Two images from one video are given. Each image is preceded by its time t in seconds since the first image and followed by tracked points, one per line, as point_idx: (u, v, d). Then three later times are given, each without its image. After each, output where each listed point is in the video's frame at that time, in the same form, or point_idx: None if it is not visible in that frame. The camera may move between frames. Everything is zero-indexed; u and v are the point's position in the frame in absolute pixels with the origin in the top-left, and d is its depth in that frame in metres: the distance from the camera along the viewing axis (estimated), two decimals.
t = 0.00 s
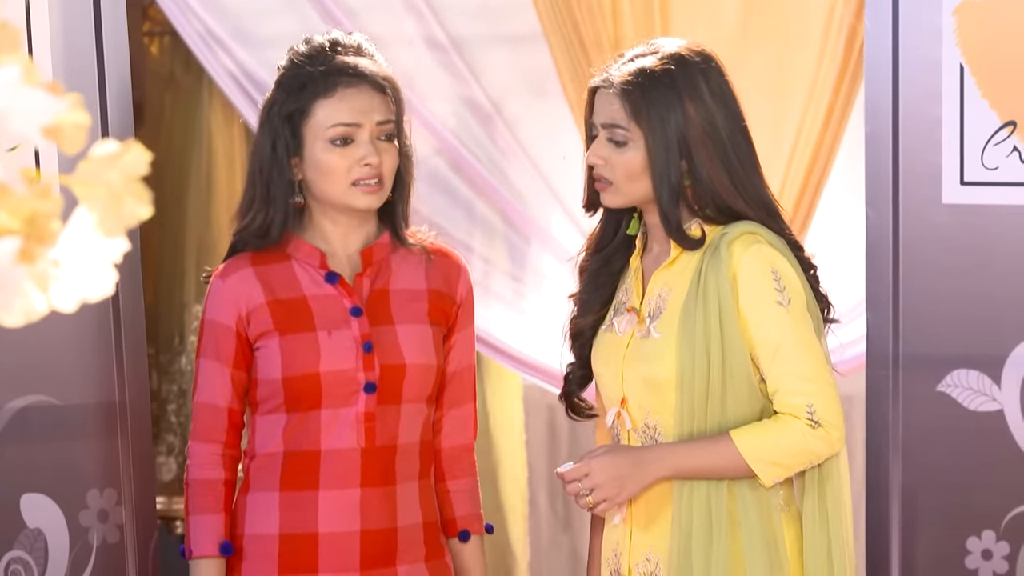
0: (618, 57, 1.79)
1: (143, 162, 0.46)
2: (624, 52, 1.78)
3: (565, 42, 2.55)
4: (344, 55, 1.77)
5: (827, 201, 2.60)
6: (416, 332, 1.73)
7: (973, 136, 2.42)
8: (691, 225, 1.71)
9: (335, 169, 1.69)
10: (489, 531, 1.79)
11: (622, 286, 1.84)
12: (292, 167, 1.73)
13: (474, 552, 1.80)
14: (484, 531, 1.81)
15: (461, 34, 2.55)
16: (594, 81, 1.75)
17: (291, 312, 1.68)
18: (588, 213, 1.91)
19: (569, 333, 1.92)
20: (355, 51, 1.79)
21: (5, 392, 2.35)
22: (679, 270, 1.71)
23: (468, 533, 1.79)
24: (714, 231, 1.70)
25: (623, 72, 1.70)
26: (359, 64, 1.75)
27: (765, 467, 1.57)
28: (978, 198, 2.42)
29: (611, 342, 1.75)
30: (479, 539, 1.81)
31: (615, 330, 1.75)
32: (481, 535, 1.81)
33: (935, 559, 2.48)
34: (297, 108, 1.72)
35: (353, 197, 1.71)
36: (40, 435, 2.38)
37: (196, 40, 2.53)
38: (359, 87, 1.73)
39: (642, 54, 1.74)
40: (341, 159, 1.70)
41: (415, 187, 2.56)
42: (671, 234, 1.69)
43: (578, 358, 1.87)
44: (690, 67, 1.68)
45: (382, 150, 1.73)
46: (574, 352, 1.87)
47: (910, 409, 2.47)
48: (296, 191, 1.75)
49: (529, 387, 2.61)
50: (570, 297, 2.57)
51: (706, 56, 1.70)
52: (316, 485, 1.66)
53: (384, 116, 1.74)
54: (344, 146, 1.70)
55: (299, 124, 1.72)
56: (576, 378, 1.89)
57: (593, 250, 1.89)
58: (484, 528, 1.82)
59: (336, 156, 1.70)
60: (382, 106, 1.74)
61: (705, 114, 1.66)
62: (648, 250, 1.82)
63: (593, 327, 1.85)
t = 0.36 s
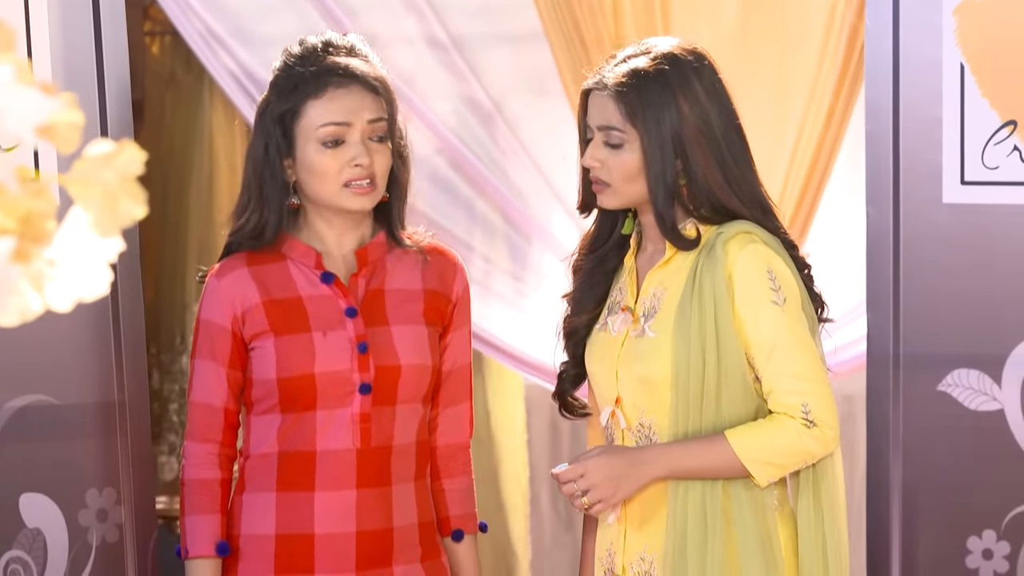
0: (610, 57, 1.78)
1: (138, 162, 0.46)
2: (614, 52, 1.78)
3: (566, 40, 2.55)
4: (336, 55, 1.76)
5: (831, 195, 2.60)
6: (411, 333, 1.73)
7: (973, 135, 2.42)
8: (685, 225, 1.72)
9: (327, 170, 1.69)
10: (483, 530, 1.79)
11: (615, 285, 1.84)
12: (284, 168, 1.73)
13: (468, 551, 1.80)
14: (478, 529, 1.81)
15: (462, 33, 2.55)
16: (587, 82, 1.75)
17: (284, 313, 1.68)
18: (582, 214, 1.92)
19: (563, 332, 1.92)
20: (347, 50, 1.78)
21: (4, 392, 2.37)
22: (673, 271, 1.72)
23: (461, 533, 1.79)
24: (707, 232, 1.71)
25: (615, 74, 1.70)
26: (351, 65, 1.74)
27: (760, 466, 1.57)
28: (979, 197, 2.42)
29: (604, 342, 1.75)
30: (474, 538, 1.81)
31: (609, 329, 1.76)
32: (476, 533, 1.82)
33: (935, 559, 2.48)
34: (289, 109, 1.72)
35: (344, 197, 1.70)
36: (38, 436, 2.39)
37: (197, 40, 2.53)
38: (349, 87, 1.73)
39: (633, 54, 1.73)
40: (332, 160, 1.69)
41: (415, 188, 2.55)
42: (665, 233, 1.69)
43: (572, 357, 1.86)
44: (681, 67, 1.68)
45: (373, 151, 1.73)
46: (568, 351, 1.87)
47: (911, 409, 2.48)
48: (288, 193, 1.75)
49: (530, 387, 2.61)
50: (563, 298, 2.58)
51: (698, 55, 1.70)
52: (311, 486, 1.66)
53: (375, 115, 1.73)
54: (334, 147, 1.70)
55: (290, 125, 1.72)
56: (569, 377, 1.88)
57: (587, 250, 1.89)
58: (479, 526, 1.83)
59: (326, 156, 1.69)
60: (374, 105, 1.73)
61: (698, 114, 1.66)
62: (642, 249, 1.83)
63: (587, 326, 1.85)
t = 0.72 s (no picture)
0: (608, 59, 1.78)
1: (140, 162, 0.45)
2: (611, 54, 1.77)
3: (574, 41, 2.55)
4: (333, 58, 1.76)
5: (838, 198, 2.58)
6: (414, 333, 1.72)
7: (980, 135, 2.42)
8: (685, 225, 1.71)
9: (314, 175, 1.69)
10: (489, 529, 1.79)
11: (613, 285, 1.83)
12: (281, 172, 1.74)
13: (473, 551, 1.81)
14: (485, 528, 1.81)
15: (469, 34, 2.55)
16: (585, 85, 1.75)
17: (287, 314, 1.68)
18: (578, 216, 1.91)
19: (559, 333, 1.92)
20: (343, 51, 1.78)
21: (10, 391, 2.36)
22: (674, 271, 1.71)
23: (466, 532, 1.79)
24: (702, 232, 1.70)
25: (616, 74, 1.70)
26: (340, 67, 1.73)
27: (763, 467, 1.57)
28: (986, 197, 2.42)
29: (603, 342, 1.75)
30: (480, 538, 1.82)
31: (608, 330, 1.75)
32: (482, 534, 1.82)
33: (943, 559, 2.47)
34: (282, 113, 1.73)
35: (332, 203, 1.70)
36: (44, 436, 2.39)
37: (203, 39, 2.54)
38: (337, 91, 1.72)
39: (625, 57, 1.73)
40: (318, 165, 1.69)
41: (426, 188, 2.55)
42: (667, 236, 1.69)
43: (568, 358, 1.87)
44: (669, 69, 1.67)
45: (359, 155, 1.72)
46: (565, 351, 1.87)
47: (918, 409, 2.47)
48: (286, 194, 1.75)
49: (538, 386, 2.61)
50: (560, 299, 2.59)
51: (697, 55, 1.71)
52: (315, 486, 1.66)
53: (360, 118, 1.72)
54: (317, 153, 1.70)
55: (284, 128, 1.73)
56: (568, 377, 1.88)
57: (584, 251, 1.89)
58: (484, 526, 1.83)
59: (310, 162, 1.70)
60: (359, 109, 1.72)
61: (699, 113, 1.67)
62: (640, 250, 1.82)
63: (584, 327, 1.85)
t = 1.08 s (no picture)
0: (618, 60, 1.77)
1: (155, 163, 0.44)
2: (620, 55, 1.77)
3: (595, 46, 2.55)
4: (343, 61, 1.74)
5: (859, 197, 2.58)
6: (429, 334, 1.72)
7: (1000, 135, 2.40)
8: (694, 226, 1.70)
9: (320, 178, 1.69)
10: (516, 531, 1.77)
11: (623, 287, 1.82)
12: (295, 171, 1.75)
13: (501, 554, 1.79)
14: (512, 530, 1.80)
15: (490, 35, 2.55)
16: (596, 88, 1.75)
17: (301, 316, 1.69)
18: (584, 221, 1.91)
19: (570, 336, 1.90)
20: (358, 51, 1.76)
21: (26, 392, 2.38)
22: (684, 271, 1.71)
23: (491, 535, 1.78)
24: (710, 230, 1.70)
25: (633, 74, 1.68)
26: (347, 70, 1.72)
27: (775, 467, 1.56)
28: (1004, 197, 2.40)
29: (614, 344, 1.74)
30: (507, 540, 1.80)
31: (618, 331, 1.74)
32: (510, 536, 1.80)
33: (963, 559, 2.45)
34: (294, 113, 1.74)
35: (335, 206, 1.70)
36: (62, 437, 2.40)
37: (225, 41, 2.54)
38: (343, 94, 1.71)
39: (631, 59, 1.73)
40: (322, 169, 1.69)
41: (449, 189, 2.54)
42: (684, 236, 1.68)
43: (578, 360, 1.84)
44: (677, 71, 1.67)
45: (363, 160, 1.70)
46: (574, 354, 1.85)
47: (938, 409, 2.45)
48: (299, 195, 1.76)
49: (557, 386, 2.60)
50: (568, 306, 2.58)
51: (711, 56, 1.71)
52: (330, 486, 1.67)
53: (364, 124, 1.70)
54: (322, 156, 1.70)
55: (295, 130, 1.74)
56: (577, 381, 1.84)
57: (591, 255, 1.88)
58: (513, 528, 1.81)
59: (316, 165, 1.69)
60: (364, 113, 1.70)
61: (715, 111, 1.67)
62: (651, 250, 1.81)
63: (593, 330, 1.83)
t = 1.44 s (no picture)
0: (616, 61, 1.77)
1: (161, 162, 0.43)
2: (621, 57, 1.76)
3: (606, 49, 2.54)
4: (354, 57, 1.71)
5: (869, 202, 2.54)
6: (442, 330, 1.68)
7: (1011, 135, 2.40)
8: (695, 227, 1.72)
9: (329, 175, 1.66)
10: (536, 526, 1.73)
11: (625, 288, 1.81)
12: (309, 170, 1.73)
13: (522, 547, 1.75)
14: (533, 525, 1.76)
15: (501, 36, 2.55)
16: (602, 91, 1.73)
17: (314, 314, 1.66)
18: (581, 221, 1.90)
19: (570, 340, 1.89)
20: (368, 47, 1.73)
21: (35, 393, 2.40)
22: (688, 272, 1.71)
23: (511, 529, 1.74)
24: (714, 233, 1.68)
25: (642, 74, 1.68)
26: (357, 65, 1.68)
27: (783, 467, 1.55)
28: (1016, 197, 2.40)
29: (617, 345, 1.74)
30: (528, 534, 1.76)
31: (622, 332, 1.74)
32: (531, 530, 1.76)
33: (973, 560, 2.44)
34: (305, 111, 1.71)
35: (348, 201, 1.66)
36: (72, 437, 2.42)
37: (236, 41, 2.53)
38: (353, 89, 1.68)
39: (632, 62, 1.73)
40: (334, 164, 1.66)
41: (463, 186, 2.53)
42: (692, 235, 1.67)
43: (580, 364, 1.83)
44: (685, 71, 1.67)
45: (374, 154, 1.67)
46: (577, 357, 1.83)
47: (949, 409, 2.44)
48: (311, 193, 1.74)
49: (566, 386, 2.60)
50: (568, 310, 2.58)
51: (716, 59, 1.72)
52: (344, 484, 1.63)
53: (374, 117, 1.67)
54: (334, 151, 1.67)
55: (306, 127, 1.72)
56: (581, 384, 1.83)
57: (589, 257, 1.87)
58: (534, 522, 1.77)
59: (328, 161, 1.66)
60: (374, 107, 1.67)
61: (723, 113, 1.67)
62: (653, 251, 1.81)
63: (595, 332, 1.81)
